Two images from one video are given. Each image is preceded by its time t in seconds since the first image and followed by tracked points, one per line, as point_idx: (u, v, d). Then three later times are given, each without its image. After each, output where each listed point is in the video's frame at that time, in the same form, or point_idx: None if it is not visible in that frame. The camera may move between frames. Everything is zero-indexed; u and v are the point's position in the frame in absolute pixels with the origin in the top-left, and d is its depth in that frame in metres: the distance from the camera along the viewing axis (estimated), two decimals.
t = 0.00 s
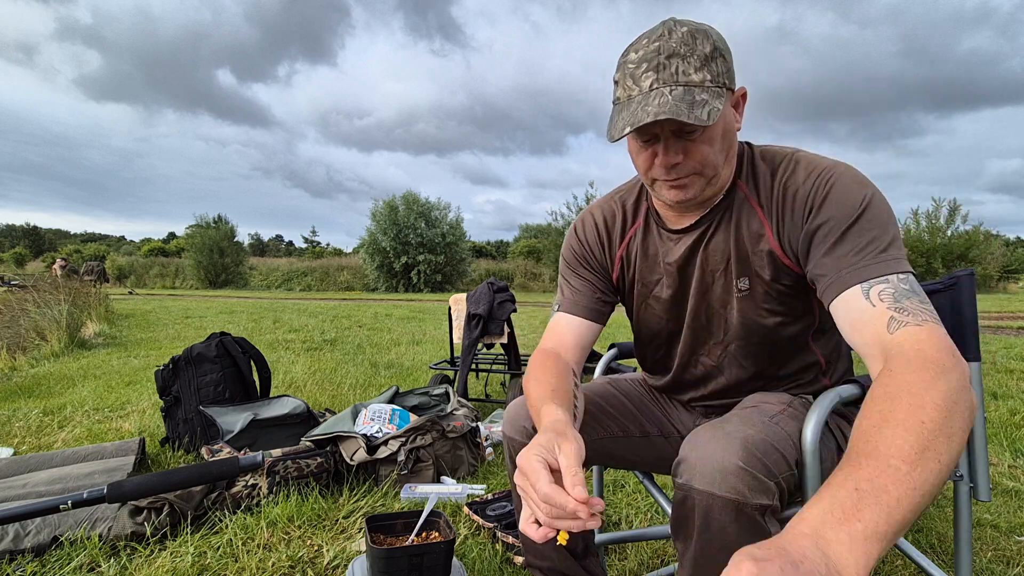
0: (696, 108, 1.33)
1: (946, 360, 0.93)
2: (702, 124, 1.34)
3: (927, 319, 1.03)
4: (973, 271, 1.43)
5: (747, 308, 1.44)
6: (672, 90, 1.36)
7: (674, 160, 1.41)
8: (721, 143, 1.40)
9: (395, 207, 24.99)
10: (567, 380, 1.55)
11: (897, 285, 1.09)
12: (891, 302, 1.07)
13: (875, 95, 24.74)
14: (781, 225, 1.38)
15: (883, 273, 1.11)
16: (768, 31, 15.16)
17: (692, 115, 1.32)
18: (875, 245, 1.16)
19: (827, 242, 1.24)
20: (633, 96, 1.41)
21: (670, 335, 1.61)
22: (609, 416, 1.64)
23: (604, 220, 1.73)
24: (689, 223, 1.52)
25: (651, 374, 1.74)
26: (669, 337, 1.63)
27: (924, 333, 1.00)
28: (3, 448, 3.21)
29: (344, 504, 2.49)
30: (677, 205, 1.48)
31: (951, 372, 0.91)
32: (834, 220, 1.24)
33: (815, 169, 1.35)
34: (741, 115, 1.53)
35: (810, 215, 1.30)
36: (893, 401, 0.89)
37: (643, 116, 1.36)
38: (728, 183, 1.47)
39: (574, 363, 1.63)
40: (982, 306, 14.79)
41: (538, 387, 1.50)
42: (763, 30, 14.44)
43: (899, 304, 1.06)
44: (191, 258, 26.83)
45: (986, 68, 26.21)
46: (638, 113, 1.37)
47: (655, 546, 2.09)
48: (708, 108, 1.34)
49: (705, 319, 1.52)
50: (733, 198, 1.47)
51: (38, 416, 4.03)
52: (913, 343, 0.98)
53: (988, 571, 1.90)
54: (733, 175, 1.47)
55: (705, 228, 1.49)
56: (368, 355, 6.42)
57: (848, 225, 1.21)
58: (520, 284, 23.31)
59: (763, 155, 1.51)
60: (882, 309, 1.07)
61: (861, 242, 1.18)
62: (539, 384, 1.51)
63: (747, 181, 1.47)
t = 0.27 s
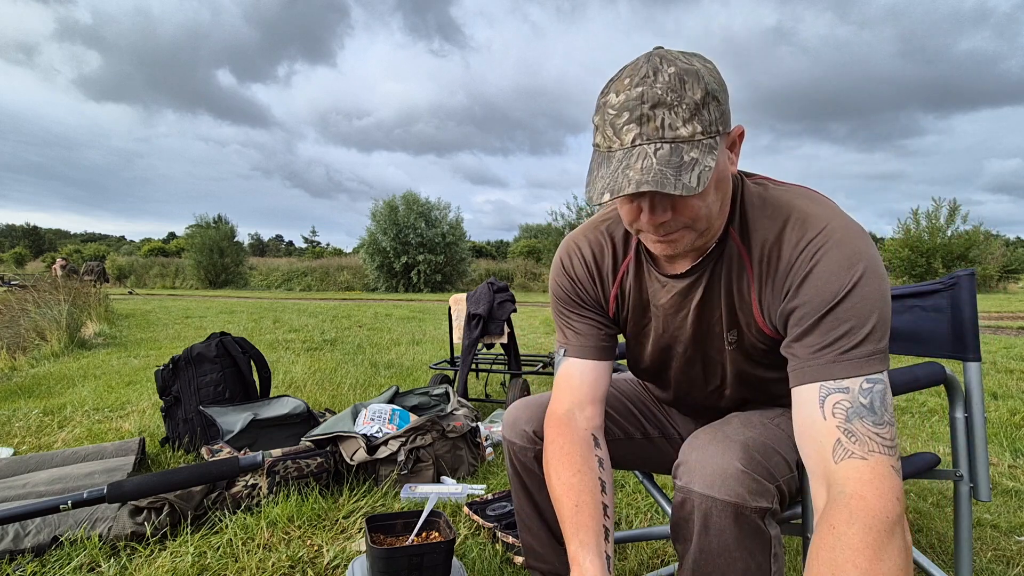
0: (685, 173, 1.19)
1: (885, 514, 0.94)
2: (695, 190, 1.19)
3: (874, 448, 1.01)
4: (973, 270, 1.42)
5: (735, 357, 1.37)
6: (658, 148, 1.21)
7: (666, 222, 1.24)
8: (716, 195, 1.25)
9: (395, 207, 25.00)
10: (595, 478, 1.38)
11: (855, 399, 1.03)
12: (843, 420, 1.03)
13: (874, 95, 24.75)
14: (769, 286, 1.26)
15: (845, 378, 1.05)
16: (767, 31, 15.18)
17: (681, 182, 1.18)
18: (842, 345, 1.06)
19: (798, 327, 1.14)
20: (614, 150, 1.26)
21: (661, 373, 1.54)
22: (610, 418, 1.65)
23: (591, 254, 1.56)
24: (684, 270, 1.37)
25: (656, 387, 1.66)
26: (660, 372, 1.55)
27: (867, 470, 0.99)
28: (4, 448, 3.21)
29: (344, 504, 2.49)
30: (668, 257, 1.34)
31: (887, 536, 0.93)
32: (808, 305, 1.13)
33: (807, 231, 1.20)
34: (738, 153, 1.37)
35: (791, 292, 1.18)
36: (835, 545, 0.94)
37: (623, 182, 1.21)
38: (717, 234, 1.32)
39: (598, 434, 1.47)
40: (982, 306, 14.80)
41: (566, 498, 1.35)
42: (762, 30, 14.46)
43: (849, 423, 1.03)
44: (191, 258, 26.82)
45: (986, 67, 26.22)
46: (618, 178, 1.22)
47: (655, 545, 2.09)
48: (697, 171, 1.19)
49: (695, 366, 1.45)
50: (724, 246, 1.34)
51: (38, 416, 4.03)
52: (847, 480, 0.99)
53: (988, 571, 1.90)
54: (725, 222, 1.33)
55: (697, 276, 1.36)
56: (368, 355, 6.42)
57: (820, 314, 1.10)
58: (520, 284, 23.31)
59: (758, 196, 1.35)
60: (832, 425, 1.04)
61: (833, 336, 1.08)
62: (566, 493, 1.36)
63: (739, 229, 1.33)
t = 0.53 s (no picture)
0: (684, 197, 1.18)
1: (951, 522, 0.94)
2: (695, 214, 1.19)
3: (930, 458, 1.01)
4: (975, 270, 1.42)
5: (741, 367, 1.36)
6: (657, 170, 1.21)
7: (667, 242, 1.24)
8: (718, 213, 1.25)
9: (395, 207, 25.01)
10: (606, 498, 1.37)
11: (898, 412, 1.04)
12: (894, 434, 1.03)
13: (874, 95, 24.75)
14: (780, 298, 1.25)
15: (874, 393, 1.06)
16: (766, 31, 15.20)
17: (681, 207, 1.18)
18: (872, 355, 1.07)
19: (824, 340, 1.14)
20: (612, 173, 1.26)
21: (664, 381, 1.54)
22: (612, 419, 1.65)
23: (591, 268, 1.55)
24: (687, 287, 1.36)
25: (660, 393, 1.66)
26: (662, 380, 1.54)
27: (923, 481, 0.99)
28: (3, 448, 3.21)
29: (344, 504, 2.49)
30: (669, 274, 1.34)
31: (952, 545, 0.92)
32: (833, 317, 1.12)
33: (816, 241, 1.20)
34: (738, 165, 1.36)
35: (810, 305, 1.18)
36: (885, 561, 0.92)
37: (620, 209, 1.21)
38: (720, 249, 1.31)
39: (608, 452, 1.46)
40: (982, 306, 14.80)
41: (578, 519, 1.34)
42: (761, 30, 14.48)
43: (900, 436, 1.03)
44: (191, 258, 26.83)
45: (985, 67, 26.23)
46: (615, 204, 1.22)
47: (655, 546, 2.09)
48: (697, 195, 1.19)
49: (697, 376, 1.44)
50: (728, 258, 1.32)
51: (38, 416, 4.03)
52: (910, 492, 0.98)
53: (988, 571, 1.90)
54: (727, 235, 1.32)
55: (700, 291, 1.34)
56: (368, 354, 6.42)
57: (847, 326, 1.10)
58: (520, 284, 23.31)
59: (758, 205, 1.36)
60: (883, 440, 1.03)
61: (861, 348, 1.08)
62: (579, 515, 1.34)
63: (743, 239, 1.32)
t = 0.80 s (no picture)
0: (671, 201, 1.18)
1: (928, 510, 0.95)
2: (684, 218, 1.18)
3: (919, 454, 1.02)
4: (975, 270, 1.42)
5: (745, 366, 1.36)
6: (647, 174, 1.21)
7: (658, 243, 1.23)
8: (715, 213, 1.24)
9: (395, 207, 25.00)
10: (617, 496, 1.36)
11: (892, 409, 1.05)
12: (885, 430, 1.04)
13: (874, 95, 24.74)
14: (781, 296, 1.25)
15: (873, 393, 1.06)
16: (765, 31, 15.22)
17: (666, 211, 1.18)
18: (871, 355, 1.07)
19: (823, 339, 1.14)
20: (605, 176, 1.27)
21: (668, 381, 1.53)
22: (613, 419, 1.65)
23: (593, 268, 1.56)
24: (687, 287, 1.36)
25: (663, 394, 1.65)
26: (665, 381, 1.55)
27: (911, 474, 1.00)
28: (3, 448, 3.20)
29: (344, 504, 2.49)
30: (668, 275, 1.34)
31: (924, 529, 0.93)
32: (834, 317, 1.11)
33: (815, 237, 1.19)
34: (736, 167, 1.35)
35: (810, 303, 1.17)
36: (857, 540, 0.93)
37: (609, 212, 1.22)
38: (720, 248, 1.31)
39: (616, 451, 1.46)
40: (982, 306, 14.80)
41: (591, 517, 1.32)
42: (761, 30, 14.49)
43: (892, 432, 1.04)
44: (191, 258, 26.83)
45: (985, 67, 26.24)
46: (604, 206, 1.23)
47: (656, 546, 2.09)
48: (685, 198, 1.18)
49: (699, 375, 1.44)
50: (729, 258, 1.32)
51: (38, 416, 4.03)
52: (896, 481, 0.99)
53: (988, 571, 1.90)
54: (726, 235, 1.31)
55: (702, 290, 1.34)
56: (368, 354, 6.42)
57: (845, 326, 1.09)
58: (520, 284, 23.32)
59: (759, 204, 1.35)
60: (875, 435, 1.05)
61: (858, 348, 1.08)
62: (591, 512, 1.33)
63: (744, 238, 1.32)
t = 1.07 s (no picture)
0: (651, 204, 1.18)
1: (902, 511, 0.97)
2: (665, 221, 1.18)
3: (898, 453, 1.01)
4: (975, 270, 1.42)
5: (737, 367, 1.36)
6: (628, 178, 1.22)
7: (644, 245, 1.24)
8: (699, 215, 1.25)
9: (395, 208, 25.00)
10: (614, 494, 1.37)
11: (873, 409, 1.03)
12: (865, 429, 1.03)
13: (874, 95, 24.75)
14: (766, 296, 1.25)
15: (855, 393, 1.05)
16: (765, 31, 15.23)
17: (646, 214, 1.18)
18: (853, 354, 1.06)
19: (806, 339, 1.13)
20: (589, 180, 1.28)
21: (662, 382, 1.53)
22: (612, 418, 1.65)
23: (586, 270, 1.56)
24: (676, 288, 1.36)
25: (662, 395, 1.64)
26: (660, 384, 1.55)
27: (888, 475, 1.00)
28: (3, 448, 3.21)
29: (344, 504, 2.49)
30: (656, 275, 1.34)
31: (899, 528, 0.95)
32: (817, 317, 1.10)
33: (801, 237, 1.18)
34: (723, 170, 1.35)
35: (794, 302, 1.17)
36: (834, 539, 0.95)
37: (591, 216, 1.23)
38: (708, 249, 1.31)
39: (612, 450, 1.47)
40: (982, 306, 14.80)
41: (591, 515, 1.32)
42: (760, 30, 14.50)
43: (873, 431, 1.03)
44: (191, 258, 26.83)
45: (984, 67, 26.26)
46: (587, 211, 1.24)
47: (655, 546, 2.09)
48: (666, 201, 1.18)
49: (693, 377, 1.45)
50: (717, 259, 1.32)
51: (38, 416, 4.03)
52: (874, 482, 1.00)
53: (988, 571, 1.90)
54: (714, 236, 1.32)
55: (692, 291, 1.34)
56: (368, 354, 6.42)
57: (827, 326, 1.09)
58: (520, 284, 23.32)
59: (748, 205, 1.34)
60: (855, 434, 1.04)
61: (839, 347, 1.07)
62: (590, 510, 1.33)
63: (731, 239, 1.31)
